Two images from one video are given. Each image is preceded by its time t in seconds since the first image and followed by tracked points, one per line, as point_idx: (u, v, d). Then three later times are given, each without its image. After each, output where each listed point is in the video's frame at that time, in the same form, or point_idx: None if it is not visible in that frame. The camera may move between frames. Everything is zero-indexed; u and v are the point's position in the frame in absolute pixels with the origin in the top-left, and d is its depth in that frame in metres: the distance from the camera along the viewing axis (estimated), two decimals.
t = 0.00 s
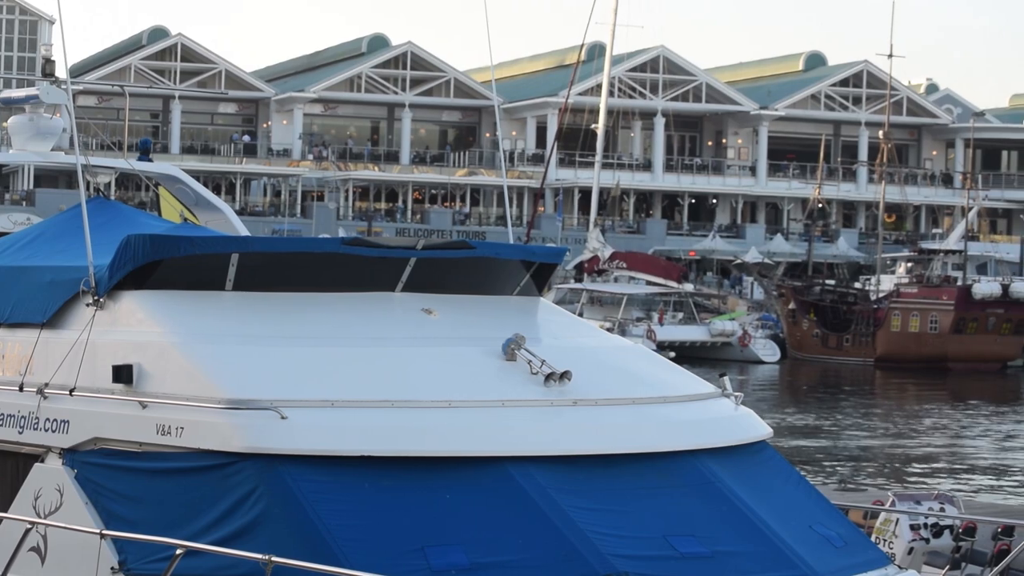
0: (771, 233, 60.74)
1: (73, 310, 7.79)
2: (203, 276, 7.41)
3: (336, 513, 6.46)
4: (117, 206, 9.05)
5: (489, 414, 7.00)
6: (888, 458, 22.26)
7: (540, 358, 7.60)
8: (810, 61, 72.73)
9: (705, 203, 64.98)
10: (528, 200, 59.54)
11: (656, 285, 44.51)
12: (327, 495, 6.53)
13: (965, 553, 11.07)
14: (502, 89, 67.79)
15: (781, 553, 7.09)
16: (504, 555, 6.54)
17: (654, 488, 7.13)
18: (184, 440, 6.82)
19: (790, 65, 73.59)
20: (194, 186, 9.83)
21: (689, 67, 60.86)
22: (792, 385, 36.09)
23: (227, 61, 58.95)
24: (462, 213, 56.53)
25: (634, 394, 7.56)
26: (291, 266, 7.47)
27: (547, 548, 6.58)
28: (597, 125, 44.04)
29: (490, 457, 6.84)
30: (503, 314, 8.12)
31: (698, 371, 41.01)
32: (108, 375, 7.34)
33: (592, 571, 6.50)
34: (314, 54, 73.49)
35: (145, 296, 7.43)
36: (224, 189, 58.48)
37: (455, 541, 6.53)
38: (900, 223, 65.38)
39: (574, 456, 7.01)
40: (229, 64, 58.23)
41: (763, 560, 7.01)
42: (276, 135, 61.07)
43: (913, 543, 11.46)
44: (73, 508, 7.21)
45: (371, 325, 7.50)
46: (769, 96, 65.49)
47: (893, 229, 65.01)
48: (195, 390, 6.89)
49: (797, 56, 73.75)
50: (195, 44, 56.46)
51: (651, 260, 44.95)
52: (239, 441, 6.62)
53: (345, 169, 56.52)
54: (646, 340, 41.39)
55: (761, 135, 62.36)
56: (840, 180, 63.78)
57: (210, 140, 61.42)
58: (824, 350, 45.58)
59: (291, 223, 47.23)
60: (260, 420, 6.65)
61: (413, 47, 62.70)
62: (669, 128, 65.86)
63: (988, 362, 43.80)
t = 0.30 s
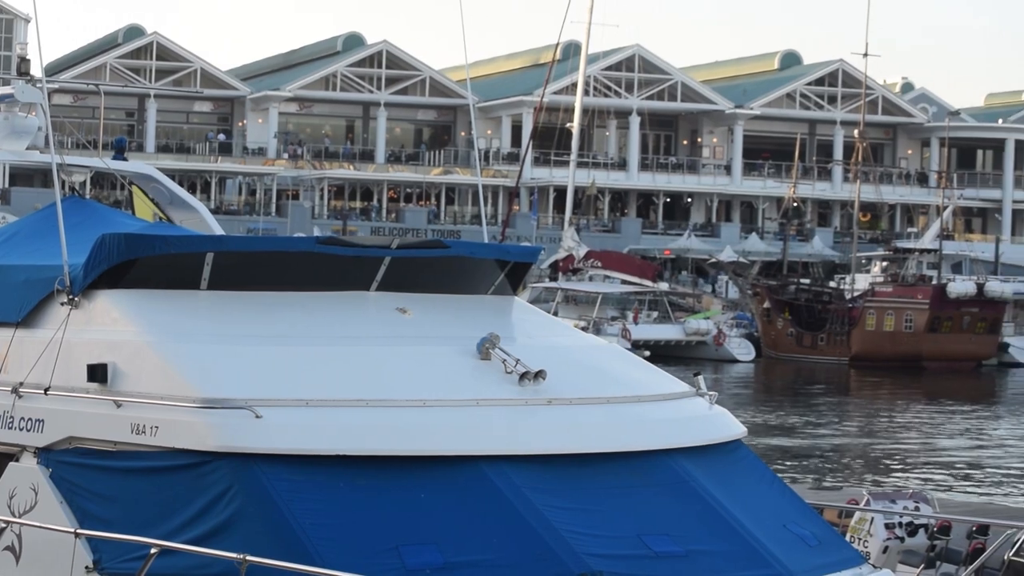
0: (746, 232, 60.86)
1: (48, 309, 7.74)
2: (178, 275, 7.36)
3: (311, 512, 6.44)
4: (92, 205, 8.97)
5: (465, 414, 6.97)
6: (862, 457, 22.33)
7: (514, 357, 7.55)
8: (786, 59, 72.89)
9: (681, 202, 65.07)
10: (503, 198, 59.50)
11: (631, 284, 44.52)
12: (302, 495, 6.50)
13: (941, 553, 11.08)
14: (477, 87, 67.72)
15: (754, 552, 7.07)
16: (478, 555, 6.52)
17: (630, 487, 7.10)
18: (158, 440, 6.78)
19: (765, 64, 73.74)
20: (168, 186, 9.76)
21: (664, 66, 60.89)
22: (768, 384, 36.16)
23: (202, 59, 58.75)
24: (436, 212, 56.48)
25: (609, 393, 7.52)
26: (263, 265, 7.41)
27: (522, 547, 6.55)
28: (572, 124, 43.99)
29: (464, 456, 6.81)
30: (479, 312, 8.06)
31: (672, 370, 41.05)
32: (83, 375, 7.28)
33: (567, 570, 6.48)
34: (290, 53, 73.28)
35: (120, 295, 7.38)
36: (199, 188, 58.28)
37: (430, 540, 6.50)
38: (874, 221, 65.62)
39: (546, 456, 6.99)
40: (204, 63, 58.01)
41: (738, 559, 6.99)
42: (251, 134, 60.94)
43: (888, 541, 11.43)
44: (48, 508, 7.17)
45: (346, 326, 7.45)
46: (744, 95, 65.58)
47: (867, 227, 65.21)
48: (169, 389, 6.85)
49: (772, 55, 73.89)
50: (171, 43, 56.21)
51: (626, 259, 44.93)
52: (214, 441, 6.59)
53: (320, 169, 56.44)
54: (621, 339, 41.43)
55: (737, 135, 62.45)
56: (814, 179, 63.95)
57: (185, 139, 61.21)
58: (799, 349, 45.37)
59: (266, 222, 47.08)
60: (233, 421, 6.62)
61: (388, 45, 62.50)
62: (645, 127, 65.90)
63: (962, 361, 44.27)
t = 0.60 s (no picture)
0: (714, 232, 61.00)
1: (15, 308, 7.70)
2: (145, 274, 7.31)
3: (278, 512, 6.42)
4: (59, 204, 8.89)
5: (432, 413, 6.94)
6: (829, 456, 22.42)
7: (482, 356, 7.50)
8: (753, 59, 73.05)
9: (648, 201, 65.17)
10: (471, 197, 59.46)
11: (600, 284, 44.53)
12: (269, 495, 6.49)
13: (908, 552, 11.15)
14: (445, 87, 67.59)
15: (721, 551, 7.05)
16: (444, 554, 6.51)
17: (597, 485, 7.07)
18: (125, 439, 6.76)
19: (732, 64, 73.89)
20: (136, 185, 9.68)
21: (632, 66, 60.89)
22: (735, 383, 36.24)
23: (169, 58, 58.41)
24: (404, 212, 56.38)
25: (578, 393, 7.49)
26: (230, 265, 7.37)
27: (489, 546, 6.54)
28: (540, 123, 43.85)
29: (431, 455, 6.77)
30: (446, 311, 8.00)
31: (640, 369, 41.09)
32: (49, 374, 7.24)
33: (533, 570, 6.47)
34: (257, 51, 72.95)
35: (87, 294, 7.33)
36: (166, 187, 58.00)
37: (397, 539, 6.48)
38: (842, 221, 65.79)
39: (514, 456, 6.97)
40: (171, 61, 57.67)
41: (705, 557, 6.98)
42: (219, 133, 60.70)
43: (856, 540, 11.50)
44: (16, 506, 7.13)
45: (312, 326, 7.39)
46: (711, 94, 65.67)
47: (835, 226, 65.34)
48: (135, 388, 6.83)
49: (739, 54, 73.99)
50: (138, 42, 55.83)
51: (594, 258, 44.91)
52: (180, 440, 6.57)
53: (287, 168, 56.24)
54: (589, 337, 41.43)
55: (705, 134, 62.54)
56: (782, 178, 64.13)
57: (153, 138, 60.90)
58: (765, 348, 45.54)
59: (233, 221, 46.88)
60: (201, 420, 6.60)
61: (355, 44, 62.22)
62: (613, 126, 65.92)
63: (930, 360, 44.51)
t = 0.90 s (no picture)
0: (687, 231, 61.17)
1: None
2: (117, 275, 7.27)
3: (250, 513, 6.41)
4: (31, 204, 8.83)
5: (403, 413, 6.91)
6: (802, 455, 22.47)
7: (453, 356, 7.47)
8: (725, 59, 73.24)
9: (621, 200, 65.28)
10: (443, 196, 59.48)
11: (572, 282, 44.58)
12: (241, 494, 6.48)
13: (880, 552, 11.15)
14: (417, 86, 67.54)
15: (692, 551, 7.02)
16: (415, 554, 6.49)
17: (569, 485, 7.05)
18: (97, 439, 6.74)
19: (704, 63, 74.05)
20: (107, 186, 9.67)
21: (604, 65, 60.94)
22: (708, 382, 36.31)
23: (141, 58, 58.21)
24: (377, 211, 56.37)
25: (550, 393, 7.46)
26: (202, 265, 7.33)
27: (461, 546, 6.52)
28: (512, 122, 43.85)
29: (403, 455, 6.75)
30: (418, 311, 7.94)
31: (612, 368, 41.15)
32: (22, 374, 7.21)
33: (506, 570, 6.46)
34: (229, 51, 72.71)
35: (60, 294, 7.29)
36: (138, 186, 57.81)
37: (368, 538, 6.47)
38: (814, 220, 66.06)
39: (486, 457, 6.94)
40: (143, 61, 57.44)
41: (678, 555, 6.96)
42: (191, 133, 60.55)
43: (828, 540, 11.50)
44: None
45: (283, 327, 7.35)
46: (684, 94, 65.77)
47: (807, 226, 65.58)
48: (107, 388, 6.80)
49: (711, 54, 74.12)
50: (110, 41, 55.58)
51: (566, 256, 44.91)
52: (153, 439, 6.55)
53: (260, 167, 56.14)
54: (562, 337, 41.47)
55: (677, 133, 62.64)
56: (754, 178, 64.35)
57: (125, 138, 60.68)
58: (737, 347, 45.68)
59: (206, 220, 46.78)
60: (173, 421, 6.59)
61: (328, 43, 62.03)
62: (585, 126, 66.00)
63: (901, 360, 44.72)
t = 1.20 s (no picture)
0: (660, 231, 61.28)
1: None
2: (90, 274, 7.23)
3: (224, 514, 6.40)
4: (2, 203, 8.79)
5: (376, 411, 6.88)
6: (775, 455, 22.52)
7: (426, 355, 7.44)
8: (698, 58, 73.37)
9: (594, 200, 65.33)
10: (417, 196, 59.41)
11: (545, 281, 44.56)
12: (213, 494, 6.46)
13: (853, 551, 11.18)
14: (391, 86, 67.43)
15: (666, 549, 7.02)
16: (389, 554, 6.49)
17: (542, 484, 7.04)
18: (71, 439, 6.71)
19: (678, 63, 74.16)
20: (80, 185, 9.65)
21: (578, 65, 60.95)
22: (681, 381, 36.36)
23: (114, 57, 57.94)
24: (350, 211, 56.30)
25: (523, 393, 7.45)
26: (175, 264, 7.31)
27: (433, 546, 6.52)
28: (487, 122, 43.79)
29: (376, 454, 6.73)
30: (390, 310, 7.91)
31: (586, 367, 41.20)
32: None
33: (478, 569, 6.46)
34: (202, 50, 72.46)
35: (33, 294, 7.25)
36: (111, 185, 57.60)
37: (341, 538, 6.46)
38: (787, 219, 66.32)
39: (459, 456, 6.92)
40: (117, 60, 57.17)
41: (650, 554, 6.96)
42: (164, 132, 60.32)
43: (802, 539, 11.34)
44: None
45: (257, 327, 7.33)
46: (657, 94, 65.84)
47: (781, 225, 65.81)
48: (80, 387, 6.77)
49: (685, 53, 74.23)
50: (84, 40, 55.32)
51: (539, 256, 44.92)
52: (125, 439, 6.54)
53: (233, 166, 56.00)
54: (535, 336, 41.48)
55: (650, 133, 62.70)
56: (727, 177, 64.47)
57: (98, 137, 60.43)
58: (711, 346, 45.83)
59: (179, 219, 46.65)
60: (146, 420, 6.57)
61: (302, 42, 61.82)
62: (558, 125, 66.02)
63: (875, 359, 44.85)
